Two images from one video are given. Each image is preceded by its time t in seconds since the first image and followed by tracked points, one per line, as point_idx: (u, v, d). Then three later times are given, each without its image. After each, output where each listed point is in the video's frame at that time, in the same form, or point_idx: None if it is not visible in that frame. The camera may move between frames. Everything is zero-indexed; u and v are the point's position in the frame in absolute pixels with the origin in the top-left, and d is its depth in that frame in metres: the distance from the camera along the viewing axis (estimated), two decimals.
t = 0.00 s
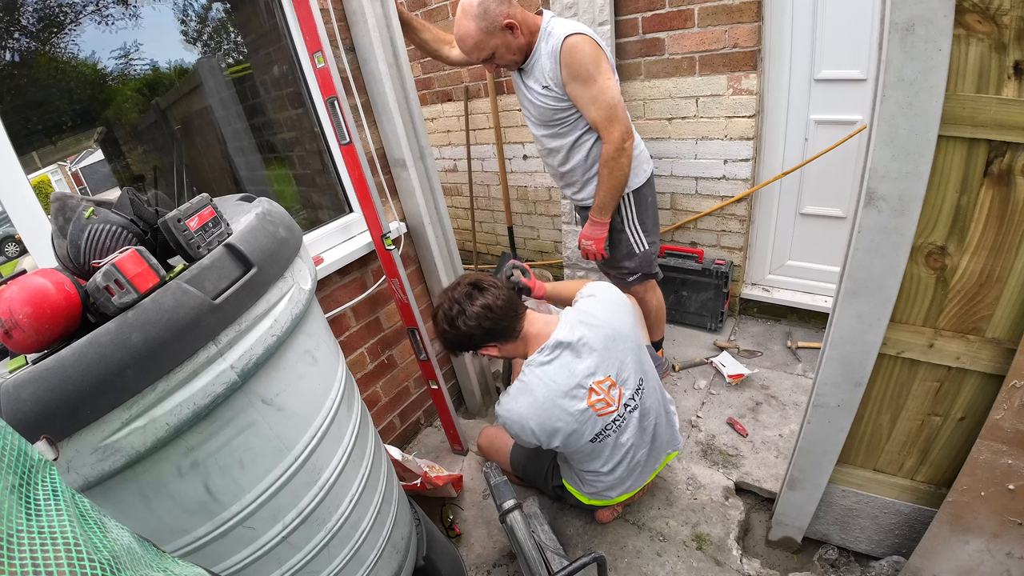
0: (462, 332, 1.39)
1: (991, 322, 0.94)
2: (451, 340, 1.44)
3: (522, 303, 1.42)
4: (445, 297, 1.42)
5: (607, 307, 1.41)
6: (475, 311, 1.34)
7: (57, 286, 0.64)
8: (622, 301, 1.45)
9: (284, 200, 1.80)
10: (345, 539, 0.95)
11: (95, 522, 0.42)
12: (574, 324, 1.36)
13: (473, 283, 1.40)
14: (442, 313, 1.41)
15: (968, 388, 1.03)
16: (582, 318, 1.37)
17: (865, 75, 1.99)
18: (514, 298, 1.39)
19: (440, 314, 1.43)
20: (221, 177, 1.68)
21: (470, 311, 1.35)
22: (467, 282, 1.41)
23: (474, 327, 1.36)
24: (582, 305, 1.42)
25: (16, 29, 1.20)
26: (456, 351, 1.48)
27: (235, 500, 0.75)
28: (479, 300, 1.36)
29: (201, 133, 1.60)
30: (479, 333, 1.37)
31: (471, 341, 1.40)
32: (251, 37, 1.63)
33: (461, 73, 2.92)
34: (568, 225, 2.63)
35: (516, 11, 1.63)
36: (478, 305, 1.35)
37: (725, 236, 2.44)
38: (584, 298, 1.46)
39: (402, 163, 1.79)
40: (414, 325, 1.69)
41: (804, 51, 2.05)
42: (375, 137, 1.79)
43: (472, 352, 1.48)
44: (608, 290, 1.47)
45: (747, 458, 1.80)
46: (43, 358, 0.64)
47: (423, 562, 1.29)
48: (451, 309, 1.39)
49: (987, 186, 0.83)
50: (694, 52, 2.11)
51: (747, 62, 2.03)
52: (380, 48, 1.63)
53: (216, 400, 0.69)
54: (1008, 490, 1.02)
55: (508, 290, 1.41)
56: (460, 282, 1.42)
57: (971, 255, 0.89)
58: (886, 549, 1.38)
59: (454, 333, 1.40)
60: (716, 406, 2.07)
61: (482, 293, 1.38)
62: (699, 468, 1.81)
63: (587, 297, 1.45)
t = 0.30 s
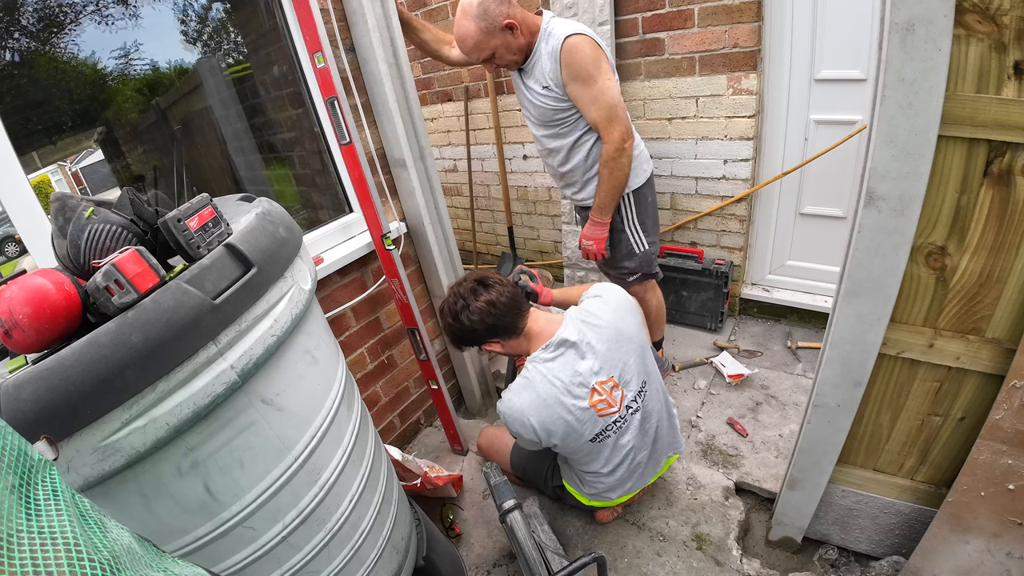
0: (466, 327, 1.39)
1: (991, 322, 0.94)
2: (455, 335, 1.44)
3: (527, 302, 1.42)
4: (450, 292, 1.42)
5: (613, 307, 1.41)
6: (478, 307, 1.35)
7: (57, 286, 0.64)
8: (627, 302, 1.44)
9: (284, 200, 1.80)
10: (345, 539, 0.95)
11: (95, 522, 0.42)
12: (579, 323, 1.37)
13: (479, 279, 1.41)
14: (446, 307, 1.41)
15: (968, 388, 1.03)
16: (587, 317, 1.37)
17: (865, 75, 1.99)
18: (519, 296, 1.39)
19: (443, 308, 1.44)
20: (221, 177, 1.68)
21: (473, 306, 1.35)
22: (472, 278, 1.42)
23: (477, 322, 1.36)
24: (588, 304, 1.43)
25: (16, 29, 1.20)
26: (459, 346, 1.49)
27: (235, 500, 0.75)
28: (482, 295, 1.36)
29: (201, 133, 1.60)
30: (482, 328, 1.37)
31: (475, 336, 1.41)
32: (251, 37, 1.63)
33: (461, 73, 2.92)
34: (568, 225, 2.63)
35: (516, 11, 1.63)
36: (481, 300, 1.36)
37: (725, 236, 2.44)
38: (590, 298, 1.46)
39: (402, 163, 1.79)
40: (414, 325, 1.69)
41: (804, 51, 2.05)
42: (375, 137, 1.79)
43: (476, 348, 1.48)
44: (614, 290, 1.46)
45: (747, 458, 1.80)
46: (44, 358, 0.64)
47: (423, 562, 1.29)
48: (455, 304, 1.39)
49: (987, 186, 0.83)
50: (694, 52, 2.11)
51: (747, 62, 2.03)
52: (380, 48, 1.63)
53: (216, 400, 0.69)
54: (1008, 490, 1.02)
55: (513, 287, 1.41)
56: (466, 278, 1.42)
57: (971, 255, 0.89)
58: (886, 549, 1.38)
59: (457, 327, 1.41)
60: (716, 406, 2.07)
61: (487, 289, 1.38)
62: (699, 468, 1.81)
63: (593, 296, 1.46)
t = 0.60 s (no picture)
0: (469, 327, 1.39)
1: (991, 322, 0.94)
2: (458, 334, 1.44)
3: (530, 301, 1.41)
4: (453, 291, 1.42)
5: (614, 307, 1.41)
6: (481, 306, 1.34)
7: (57, 286, 0.64)
8: (628, 302, 1.45)
9: (284, 200, 1.80)
10: (345, 539, 0.95)
11: (95, 522, 0.42)
12: (581, 324, 1.36)
13: (482, 278, 1.40)
14: (449, 307, 1.41)
15: (968, 388, 1.03)
16: (589, 318, 1.37)
17: (865, 75, 1.99)
18: (522, 295, 1.39)
19: (446, 307, 1.44)
20: (221, 177, 1.68)
21: (477, 306, 1.35)
22: (475, 277, 1.41)
23: (480, 322, 1.36)
24: (589, 305, 1.42)
25: (16, 29, 1.20)
26: (461, 345, 1.49)
27: (235, 500, 0.75)
28: (486, 295, 1.36)
29: (201, 133, 1.60)
30: (485, 328, 1.37)
31: (478, 336, 1.41)
32: (251, 37, 1.63)
33: (461, 73, 2.92)
34: (568, 225, 2.63)
35: (516, 10, 1.63)
36: (485, 300, 1.35)
37: (725, 236, 2.44)
38: (592, 297, 1.46)
39: (402, 163, 1.79)
40: (415, 324, 1.69)
41: (804, 51, 2.05)
42: (375, 137, 1.79)
43: (478, 347, 1.48)
44: (616, 290, 1.47)
45: (747, 458, 1.80)
46: (43, 358, 0.64)
47: (423, 562, 1.29)
48: (458, 304, 1.39)
49: (987, 186, 0.83)
50: (694, 52, 2.11)
51: (747, 62, 2.03)
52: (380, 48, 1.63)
53: (216, 400, 0.68)
54: (1008, 490, 1.02)
55: (516, 287, 1.41)
56: (469, 277, 1.42)
57: (971, 255, 0.89)
58: (886, 549, 1.38)
59: (460, 327, 1.41)
60: (716, 406, 2.07)
61: (490, 289, 1.38)
62: (699, 468, 1.81)
63: (594, 296, 1.46)
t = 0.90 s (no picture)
0: (467, 328, 1.39)
1: (991, 322, 0.94)
2: (456, 336, 1.44)
3: (528, 302, 1.42)
4: (451, 293, 1.41)
5: (612, 308, 1.41)
6: (480, 309, 1.34)
7: (57, 286, 0.64)
8: (626, 302, 1.45)
9: (284, 200, 1.80)
10: (345, 539, 0.95)
11: (95, 522, 0.42)
12: (579, 324, 1.36)
13: (480, 280, 1.40)
14: (448, 309, 1.40)
15: (968, 388, 1.03)
16: (587, 318, 1.37)
17: (865, 75, 1.99)
18: (521, 297, 1.39)
19: (444, 310, 1.43)
20: (221, 177, 1.68)
21: (476, 308, 1.35)
22: (473, 279, 1.41)
23: (479, 323, 1.36)
24: (587, 305, 1.42)
25: (16, 29, 1.20)
26: (459, 347, 1.48)
27: (235, 500, 0.75)
28: (484, 297, 1.36)
29: (201, 133, 1.60)
30: (483, 330, 1.37)
31: (476, 337, 1.40)
32: (251, 37, 1.63)
33: (461, 73, 2.92)
34: (568, 225, 2.63)
35: (516, 11, 1.63)
36: (484, 302, 1.35)
37: (725, 236, 2.44)
38: (590, 298, 1.46)
39: (402, 163, 1.79)
40: (415, 325, 1.69)
41: (804, 50, 2.05)
42: (375, 137, 1.79)
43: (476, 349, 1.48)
44: (614, 290, 1.47)
45: (747, 458, 1.80)
46: (43, 358, 0.64)
47: (423, 562, 1.29)
48: (456, 306, 1.39)
49: (987, 186, 0.83)
50: (694, 52, 2.11)
51: (747, 62, 2.03)
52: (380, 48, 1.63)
53: (216, 400, 0.69)
54: (1008, 490, 1.02)
55: (514, 289, 1.41)
56: (466, 279, 1.42)
57: (971, 255, 0.89)
58: (886, 549, 1.38)
59: (458, 329, 1.40)
60: (716, 406, 2.07)
61: (488, 291, 1.37)
62: (699, 468, 1.81)
63: (592, 297, 1.45)
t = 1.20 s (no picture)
0: (460, 329, 1.39)
1: (991, 322, 0.94)
2: (452, 339, 1.44)
3: (520, 302, 1.42)
4: (443, 296, 1.42)
5: (604, 304, 1.41)
6: (472, 309, 1.35)
7: (57, 286, 0.64)
8: (619, 299, 1.45)
9: (284, 200, 1.80)
10: (345, 539, 0.95)
11: (95, 522, 0.42)
12: (571, 320, 1.36)
13: (471, 282, 1.41)
14: (441, 311, 1.41)
15: (968, 388, 1.03)
16: (578, 314, 1.37)
17: (865, 75, 1.99)
18: (511, 296, 1.39)
19: (439, 312, 1.44)
20: (221, 177, 1.68)
21: (468, 308, 1.36)
22: (466, 281, 1.42)
23: (471, 323, 1.36)
24: (580, 302, 1.42)
25: (16, 29, 1.20)
26: (457, 350, 1.48)
27: (235, 500, 0.75)
28: (476, 298, 1.37)
29: (201, 133, 1.61)
30: (476, 330, 1.37)
31: (470, 339, 1.40)
32: (251, 37, 1.63)
33: (461, 73, 2.92)
34: (567, 225, 2.63)
35: (516, 11, 1.63)
36: (475, 303, 1.36)
37: (725, 236, 2.44)
38: (582, 296, 1.46)
39: (402, 163, 1.79)
40: (414, 325, 1.69)
41: (804, 50, 2.05)
42: (375, 137, 1.79)
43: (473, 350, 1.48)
44: (606, 288, 1.47)
45: (747, 458, 1.80)
46: (44, 358, 0.64)
47: (423, 562, 1.29)
48: (449, 307, 1.40)
49: (987, 186, 0.83)
50: (694, 52, 2.11)
51: (747, 62, 2.03)
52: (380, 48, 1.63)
53: (216, 400, 0.69)
54: (1008, 490, 1.02)
55: (505, 289, 1.41)
56: (458, 282, 1.43)
57: (971, 255, 0.89)
58: (886, 549, 1.38)
59: (452, 331, 1.41)
60: (716, 406, 2.07)
61: (480, 291, 1.38)
62: (699, 468, 1.81)
63: (585, 294, 1.46)
